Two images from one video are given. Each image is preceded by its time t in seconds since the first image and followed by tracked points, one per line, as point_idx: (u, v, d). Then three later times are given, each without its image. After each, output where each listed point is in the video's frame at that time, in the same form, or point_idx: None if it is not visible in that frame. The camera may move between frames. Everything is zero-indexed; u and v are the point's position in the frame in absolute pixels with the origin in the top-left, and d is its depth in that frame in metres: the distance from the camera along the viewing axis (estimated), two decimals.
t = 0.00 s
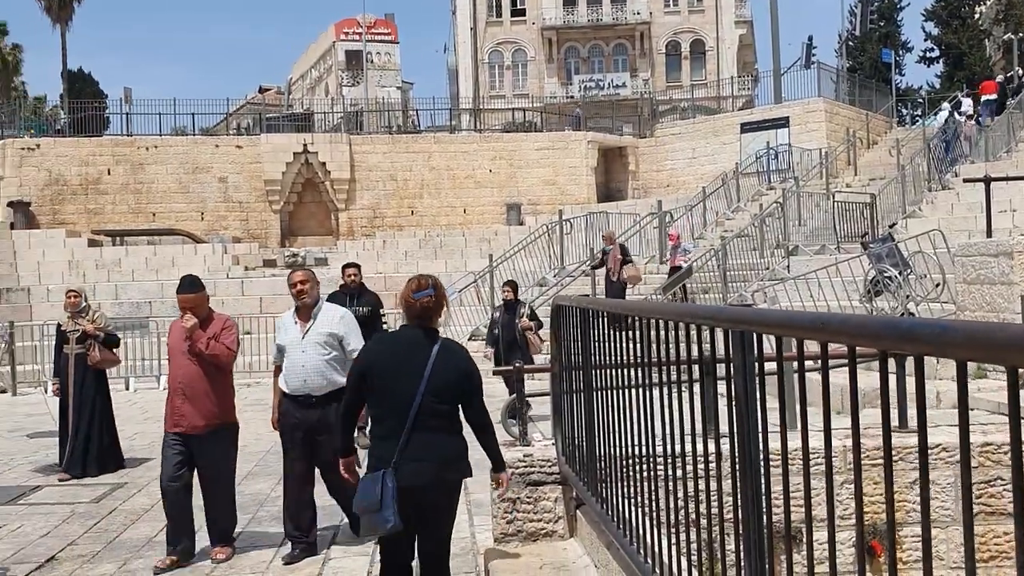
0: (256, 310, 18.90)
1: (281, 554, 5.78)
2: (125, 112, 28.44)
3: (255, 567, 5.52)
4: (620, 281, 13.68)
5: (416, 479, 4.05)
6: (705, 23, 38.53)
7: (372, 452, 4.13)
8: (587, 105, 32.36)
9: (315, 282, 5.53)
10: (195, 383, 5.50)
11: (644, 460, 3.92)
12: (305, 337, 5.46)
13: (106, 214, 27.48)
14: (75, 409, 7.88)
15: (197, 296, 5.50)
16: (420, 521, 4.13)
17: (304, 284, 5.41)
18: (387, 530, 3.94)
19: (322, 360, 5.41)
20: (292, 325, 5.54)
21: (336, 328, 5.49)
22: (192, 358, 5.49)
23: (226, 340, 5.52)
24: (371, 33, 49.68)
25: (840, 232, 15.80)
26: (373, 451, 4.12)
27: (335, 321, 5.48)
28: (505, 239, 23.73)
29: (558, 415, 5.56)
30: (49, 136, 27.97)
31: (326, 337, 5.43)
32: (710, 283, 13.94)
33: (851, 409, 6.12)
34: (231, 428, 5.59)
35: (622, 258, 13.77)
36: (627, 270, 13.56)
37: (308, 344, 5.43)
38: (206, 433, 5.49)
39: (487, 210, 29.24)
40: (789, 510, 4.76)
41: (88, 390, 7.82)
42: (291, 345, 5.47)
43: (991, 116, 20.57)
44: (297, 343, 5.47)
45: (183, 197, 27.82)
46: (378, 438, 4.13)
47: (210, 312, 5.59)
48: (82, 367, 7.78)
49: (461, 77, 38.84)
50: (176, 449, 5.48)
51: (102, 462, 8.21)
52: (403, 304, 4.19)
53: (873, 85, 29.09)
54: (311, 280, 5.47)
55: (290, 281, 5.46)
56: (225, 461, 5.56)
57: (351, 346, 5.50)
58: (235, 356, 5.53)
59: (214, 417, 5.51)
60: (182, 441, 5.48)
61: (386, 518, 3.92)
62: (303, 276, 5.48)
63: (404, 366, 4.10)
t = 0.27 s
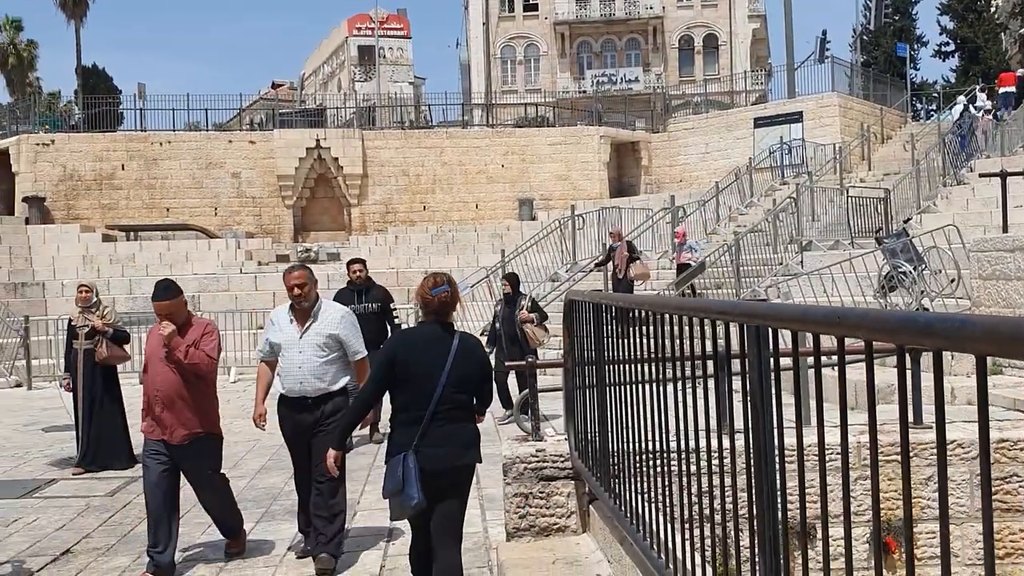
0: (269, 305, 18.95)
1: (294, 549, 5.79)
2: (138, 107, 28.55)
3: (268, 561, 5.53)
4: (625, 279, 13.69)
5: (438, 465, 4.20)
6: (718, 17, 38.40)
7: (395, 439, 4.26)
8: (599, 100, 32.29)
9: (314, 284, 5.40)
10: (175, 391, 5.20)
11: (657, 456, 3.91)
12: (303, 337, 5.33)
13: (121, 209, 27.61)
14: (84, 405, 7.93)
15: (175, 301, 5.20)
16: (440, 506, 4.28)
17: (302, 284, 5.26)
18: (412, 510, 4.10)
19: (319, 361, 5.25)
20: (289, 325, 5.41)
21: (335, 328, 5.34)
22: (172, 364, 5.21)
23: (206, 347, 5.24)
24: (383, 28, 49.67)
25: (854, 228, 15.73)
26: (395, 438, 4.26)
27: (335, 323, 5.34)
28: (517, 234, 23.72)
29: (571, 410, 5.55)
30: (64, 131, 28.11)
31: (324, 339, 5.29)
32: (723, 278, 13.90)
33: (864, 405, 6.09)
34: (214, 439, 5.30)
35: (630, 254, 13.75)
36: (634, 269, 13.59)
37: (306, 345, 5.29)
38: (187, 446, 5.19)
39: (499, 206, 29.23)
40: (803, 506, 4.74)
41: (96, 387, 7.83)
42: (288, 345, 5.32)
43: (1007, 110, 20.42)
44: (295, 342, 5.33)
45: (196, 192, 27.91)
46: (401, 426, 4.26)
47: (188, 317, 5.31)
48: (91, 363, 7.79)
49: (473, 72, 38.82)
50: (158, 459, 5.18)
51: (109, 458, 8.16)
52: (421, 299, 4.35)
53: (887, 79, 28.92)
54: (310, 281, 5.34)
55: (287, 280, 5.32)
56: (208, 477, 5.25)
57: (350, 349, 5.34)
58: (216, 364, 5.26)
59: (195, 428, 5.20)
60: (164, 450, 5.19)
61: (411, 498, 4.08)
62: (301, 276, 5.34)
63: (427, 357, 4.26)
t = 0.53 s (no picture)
0: (277, 302, 19.00)
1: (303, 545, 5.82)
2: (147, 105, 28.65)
3: (276, 557, 5.56)
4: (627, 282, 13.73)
5: (437, 447, 4.55)
6: (727, 14, 38.28)
7: (399, 423, 4.59)
8: (607, 97, 32.24)
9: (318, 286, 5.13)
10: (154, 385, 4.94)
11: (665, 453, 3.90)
12: (300, 340, 5.08)
13: (129, 206, 27.69)
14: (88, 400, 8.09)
15: (156, 290, 4.96)
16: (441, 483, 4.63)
17: (301, 286, 4.99)
18: (413, 489, 4.44)
19: (315, 367, 5.01)
20: (288, 326, 5.16)
21: (335, 334, 5.08)
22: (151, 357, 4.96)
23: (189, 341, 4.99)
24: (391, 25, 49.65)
25: (864, 225, 15.67)
26: (399, 422, 4.59)
27: (335, 328, 5.09)
28: (525, 231, 23.71)
29: (579, 407, 5.54)
30: (74, 129, 28.21)
31: (323, 344, 5.04)
32: (731, 276, 13.88)
33: (873, 403, 6.08)
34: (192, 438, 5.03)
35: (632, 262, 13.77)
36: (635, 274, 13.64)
37: (303, 350, 5.03)
38: (161, 443, 4.92)
39: (507, 203, 29.21)
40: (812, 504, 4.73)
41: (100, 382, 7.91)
42: (285, 348, 5.09)
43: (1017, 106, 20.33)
44: (292, 345, 5.08)
45: (205, 189, 27.98)
46: (406, 412, 4.59)
47: (171, 308, 5.07)
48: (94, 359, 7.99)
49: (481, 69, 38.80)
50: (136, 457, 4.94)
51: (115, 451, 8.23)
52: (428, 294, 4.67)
53: (897, 76, 28.79)
54: (312, 284, 5.08)
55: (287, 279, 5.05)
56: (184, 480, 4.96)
57: (350, 356, 5.10)
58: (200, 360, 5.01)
59: (173, 424, 4.94)
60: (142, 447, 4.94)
61: (413, 479, 4.42)
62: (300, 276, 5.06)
63: (431, 347, 4.59)
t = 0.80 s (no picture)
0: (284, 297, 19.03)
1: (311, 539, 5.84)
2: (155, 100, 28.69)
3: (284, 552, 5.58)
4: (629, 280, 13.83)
5: (445, 434, 4.68)
6: (734, 10, 38.19)
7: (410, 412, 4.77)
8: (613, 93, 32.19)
9: (304, 276, 4.74)
10: (137, 398, 4.70)
11: (672, 450, 3.91)
12: (287, 336, 4.71)
13: (137, 201, 27.75)
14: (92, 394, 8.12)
15: (142, 297, 4.71)
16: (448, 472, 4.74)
17: (285, 277, 4.60)
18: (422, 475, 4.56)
19: (303, 364, 4.64)
20: (276, 322, 4.80)
21: (325, 327, 4.71)
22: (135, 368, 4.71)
23: (176, 351, 4.73)
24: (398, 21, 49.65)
25: (871, 222, 15.63)
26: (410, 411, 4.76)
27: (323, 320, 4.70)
28: (532, 227, 23.70)
29: (587, 402, 5.54)
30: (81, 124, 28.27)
31: (311, 339, 4.66)
32: (738, 272, 13.85)
33: (880, 399, 6.08)
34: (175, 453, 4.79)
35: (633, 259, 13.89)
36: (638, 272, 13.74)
37: (289, 346, 4.67)
38: (143, 459, 4.67)
39: (513, 198, 29.17)
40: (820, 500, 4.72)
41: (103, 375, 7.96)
42: (271, 345, 4.72)
43: None
44: (279, 341, 4.72)
45: (212, 184, 28.02)
46: (415, 400, 4.77)
47: (157, 316, 4.81)
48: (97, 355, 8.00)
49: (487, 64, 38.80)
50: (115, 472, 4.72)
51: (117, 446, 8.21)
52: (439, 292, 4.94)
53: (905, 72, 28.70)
54: (298, 274, 4.69)
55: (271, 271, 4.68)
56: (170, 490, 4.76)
57: (340, 350, 4.71)
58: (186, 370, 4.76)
59: (156, 438, 4.70)
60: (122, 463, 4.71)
61: (422, 464, 4.54)
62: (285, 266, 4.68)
63: (440, 338, 4.81)
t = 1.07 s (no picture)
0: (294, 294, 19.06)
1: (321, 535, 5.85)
2: (166, 97, 28.79)
3: (294, 547, 5.60)
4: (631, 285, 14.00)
5: (466, 417, 4.99)
6: (744, 6, 38.05)
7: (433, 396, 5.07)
8: (623, 89, 32.14)
9: (280, 277, 4.52)
10: (119, 396, 4.33)
11: (681, 447, 3.90)
12: (263, 341, 4.48)
13: (148, 197, 27.84)
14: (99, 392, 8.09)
15: (125, 289, 4.32)
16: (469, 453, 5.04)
17: (260, 276, 4.39)
18: (446, 454, 4.88)
19: (281, 371, 4.39)
20: (251, 328, 4.56)
21: (302, 330, 4.47)
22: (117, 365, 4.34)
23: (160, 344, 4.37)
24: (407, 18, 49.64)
25: (882, 218, 15.56)
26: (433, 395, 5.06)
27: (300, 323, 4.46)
28: (541, 223, 23.68)
29: (595, 401, 5.54)
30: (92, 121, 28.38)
31: (288, 343, 4.43)
32: (748, 269, 13.82)
33: (892, 397, 6.06)
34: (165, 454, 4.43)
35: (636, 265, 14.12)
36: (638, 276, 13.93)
37: (265, 352, 4.43)
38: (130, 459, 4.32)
39: (523, 194, 29.13)
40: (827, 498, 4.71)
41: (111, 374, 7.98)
42: (246, 352, 4.49)
43: None
44: (254, 348, 4.48)
45: (222, 180, 28.08)
46: (438, 385, 5.07)
47: (141, 308, 4.42)
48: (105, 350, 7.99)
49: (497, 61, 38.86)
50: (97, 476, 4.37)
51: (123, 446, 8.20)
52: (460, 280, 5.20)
53: (917, 68, 28.57)
54: (273, 276, 4.48)
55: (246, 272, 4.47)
56: (162, 494, 4.40)
57: (318, 355, 4.47)
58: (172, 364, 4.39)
59: (142, 439, 4.34)
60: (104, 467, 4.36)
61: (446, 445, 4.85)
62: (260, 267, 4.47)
63: (461, 326, 5.10)
